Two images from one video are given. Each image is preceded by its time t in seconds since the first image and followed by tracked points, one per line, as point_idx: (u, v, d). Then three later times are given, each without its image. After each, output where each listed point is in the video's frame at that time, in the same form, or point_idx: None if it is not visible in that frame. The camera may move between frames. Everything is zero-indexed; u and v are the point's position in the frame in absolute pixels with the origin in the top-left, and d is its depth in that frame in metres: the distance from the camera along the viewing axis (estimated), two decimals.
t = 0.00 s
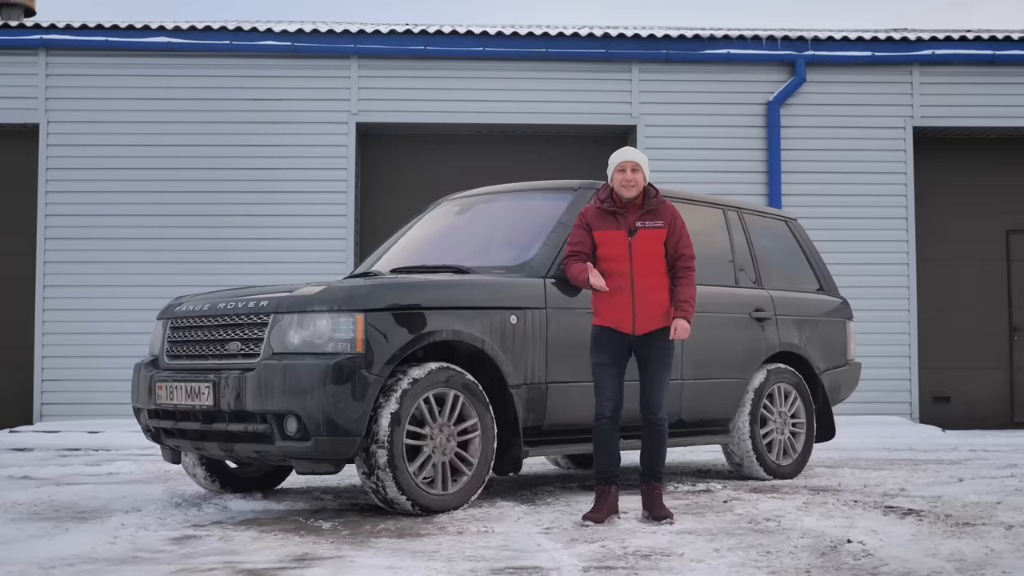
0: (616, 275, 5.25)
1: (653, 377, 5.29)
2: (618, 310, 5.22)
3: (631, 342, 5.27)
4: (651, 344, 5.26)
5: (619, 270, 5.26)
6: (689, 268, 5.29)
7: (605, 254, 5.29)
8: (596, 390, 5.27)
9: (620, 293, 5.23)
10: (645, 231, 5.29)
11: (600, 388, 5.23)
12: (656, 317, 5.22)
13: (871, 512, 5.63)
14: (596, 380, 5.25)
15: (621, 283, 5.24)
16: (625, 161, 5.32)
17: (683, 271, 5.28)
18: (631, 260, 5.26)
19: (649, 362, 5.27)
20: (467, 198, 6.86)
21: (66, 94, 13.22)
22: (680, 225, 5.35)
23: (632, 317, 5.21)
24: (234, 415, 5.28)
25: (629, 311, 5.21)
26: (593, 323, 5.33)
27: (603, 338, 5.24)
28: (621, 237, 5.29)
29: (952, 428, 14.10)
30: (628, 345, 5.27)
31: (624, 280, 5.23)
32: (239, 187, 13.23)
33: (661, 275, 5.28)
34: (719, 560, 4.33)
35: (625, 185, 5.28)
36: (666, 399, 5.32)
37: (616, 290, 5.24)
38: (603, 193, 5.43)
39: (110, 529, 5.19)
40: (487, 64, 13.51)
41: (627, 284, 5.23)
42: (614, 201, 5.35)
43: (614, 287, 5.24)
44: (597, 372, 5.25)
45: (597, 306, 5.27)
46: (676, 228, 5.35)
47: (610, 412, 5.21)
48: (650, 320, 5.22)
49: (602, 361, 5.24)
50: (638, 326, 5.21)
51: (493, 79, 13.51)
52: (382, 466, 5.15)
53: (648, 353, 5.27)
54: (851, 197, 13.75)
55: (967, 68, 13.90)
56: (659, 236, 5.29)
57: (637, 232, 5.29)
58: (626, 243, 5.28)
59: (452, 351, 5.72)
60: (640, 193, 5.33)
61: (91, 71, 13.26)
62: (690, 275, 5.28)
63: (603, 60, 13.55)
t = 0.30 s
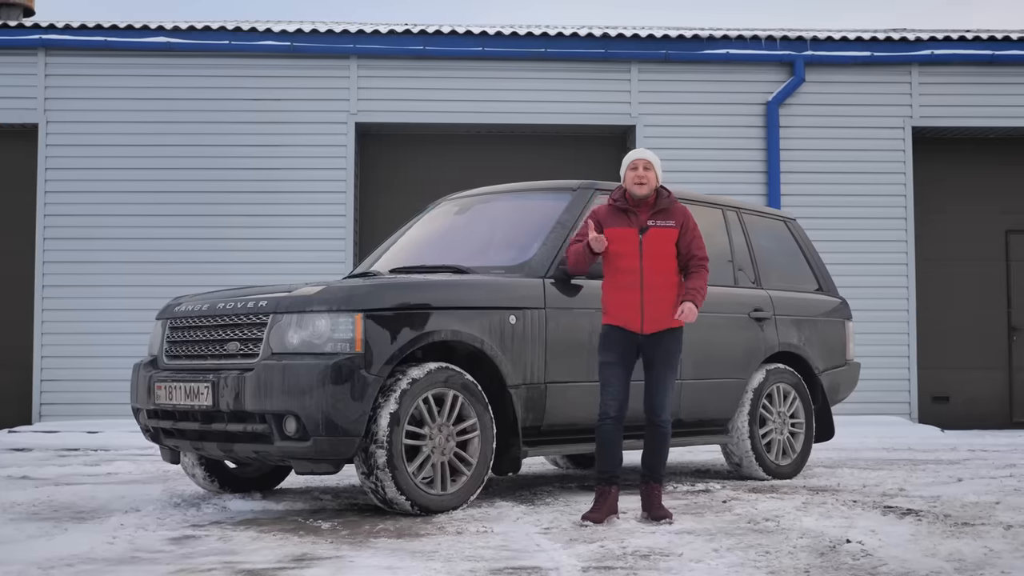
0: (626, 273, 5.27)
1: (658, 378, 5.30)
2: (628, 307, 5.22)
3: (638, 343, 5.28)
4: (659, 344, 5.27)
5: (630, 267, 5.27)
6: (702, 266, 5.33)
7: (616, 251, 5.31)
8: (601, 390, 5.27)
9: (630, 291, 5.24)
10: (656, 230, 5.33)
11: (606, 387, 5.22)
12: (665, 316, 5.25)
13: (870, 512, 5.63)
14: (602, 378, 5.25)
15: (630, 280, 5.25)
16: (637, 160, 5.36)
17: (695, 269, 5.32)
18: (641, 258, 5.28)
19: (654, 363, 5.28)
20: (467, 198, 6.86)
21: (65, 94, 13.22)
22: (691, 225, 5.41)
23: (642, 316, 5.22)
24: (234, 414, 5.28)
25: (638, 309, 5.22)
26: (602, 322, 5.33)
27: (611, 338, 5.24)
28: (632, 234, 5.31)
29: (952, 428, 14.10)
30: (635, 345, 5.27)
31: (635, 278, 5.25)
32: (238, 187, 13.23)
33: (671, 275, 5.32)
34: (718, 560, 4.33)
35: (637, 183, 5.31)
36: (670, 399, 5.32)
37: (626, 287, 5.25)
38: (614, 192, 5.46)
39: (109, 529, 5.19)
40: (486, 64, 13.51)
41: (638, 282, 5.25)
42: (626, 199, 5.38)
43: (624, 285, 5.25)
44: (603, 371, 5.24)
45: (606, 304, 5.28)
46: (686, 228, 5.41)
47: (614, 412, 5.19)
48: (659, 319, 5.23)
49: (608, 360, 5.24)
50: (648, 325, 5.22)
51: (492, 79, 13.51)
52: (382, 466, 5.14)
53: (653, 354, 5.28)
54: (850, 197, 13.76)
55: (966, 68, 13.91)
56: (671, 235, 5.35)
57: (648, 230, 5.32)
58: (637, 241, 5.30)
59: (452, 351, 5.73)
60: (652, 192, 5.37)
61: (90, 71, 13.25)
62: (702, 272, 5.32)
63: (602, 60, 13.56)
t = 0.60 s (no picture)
0: (633, 271, 5.27)
1: (661, 378, 5.31)
2: (634, 305, 5.24)
3: (644, 341, 5.29)
4: (664, 343, 5.27)
5: (637, 265, 5.27)
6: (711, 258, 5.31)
7: (624, 248, 5.31)
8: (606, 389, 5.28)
9: (637, 289, 5.25)
10: (664, 228, 5.31)
11: (610, 387, 5.24)
12: (671, 314, 5.25)
13: (869, 512, 5.63)
14: (607, 378, 5.27)
15: (637, 278, 5.26)
16: (646, 160, 5.34)
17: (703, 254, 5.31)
18: (649, 256, 5.28)
19: (659, 363, 5.29)
20: (466, 198, 6.86)
21: (63, 94, 13.21)
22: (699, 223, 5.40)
23: (648, 314, 5.23)
24: (232, 415, 5.28)
25: (645, 307, 5.23)
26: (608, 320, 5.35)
27: (617, 337, 5.26)
28: (640, 233, 5.30)
29: (951, 428, 14.11)
30: (641, 344, 5.29)
31: (642, 275, 5.25)
32: (237, 187, 13.23)
33: (679, 270, 5.32)
34: (717, 560, 4.33)
35: (645, 182, 5.29)
36: (673, 400, 5.32)
37: (633, 285, 5.26)
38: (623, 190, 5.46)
39: (109, 529, 5.19)
40: (486, 64, 13.51)
41: (645, 280, 5.25)
42: (635, 197, 5.37)
43: (631, 283, 5.26)
44: (607, 371, 5.26)
45: (612, 302, 5.29)
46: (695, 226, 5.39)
47: (618, 412, 5.20)
48: (666, 318, 5.24)
49: (613, 360, 5.26)
50: (654, 324, 5.23)
51: (492, 79, 13.50)
52: (381, 466, 5.14)
53: (658, 353, 5.29)
54: (850, 198, 13.76)
55: (965, 68, 13.91)
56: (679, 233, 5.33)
57: (656, 228, 5.31)
58: (645, 239, 5.29)
59: (451, 351, 5.73)
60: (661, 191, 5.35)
61: (89, 71, 13.25)
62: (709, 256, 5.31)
63: (602, 60, 13.56)
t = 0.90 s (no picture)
0: (635, 272, 5.27)
1: (663, 378, 5.31)
2: (636, 306, 5.24)
3: (646, 342, 5.29)
4: (666, 344, 5.27)
5: (638, 267, 5.27)
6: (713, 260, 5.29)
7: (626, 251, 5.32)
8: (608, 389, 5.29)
9: (638, 290, 5.25)
10: (667, 230, 5.32)
11: (611, 386, 5.24)
12: (672, 316, 5.25)
13: (869, 512, 5.64)
14: (609, 378, 5.27)
15: (639, 280, 5.26)
16: (650, 162, 5.37)
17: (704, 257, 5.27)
18: (651, 259, 5.28)
19: (660, 363, 5.29)
20: (466, 198, 6.86)
21: (62, 94, 13.21)
22: (702, 225, 5.39)
23: (649, 315, 5.24)
24: (232, 415, 5.28)
25: (646, 308, 5.24)
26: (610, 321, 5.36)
27: (618, 337, 5.27)
28: (643, 235, 5.31)
29: (950, 428, 14.11)
30: (643, 345, 5.29)
31: (644, 277, 5.26)
32: (237, 187, 13.23)
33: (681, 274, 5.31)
34: (717, 560, 4.33)
35: (649, 184, 5.32)
36: (674, 400, 5.33)
37: (634, 287, 5.26)
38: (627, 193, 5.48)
39: (108, 529, 5.19)
40: (486, 64, 13.51)
41: (647, 282, 5.25)
42: (638, 200, 5.39)
43: (632, 284, 5.27)
44: (609, 371, 5.27)
45: (614, 303, 5.31)
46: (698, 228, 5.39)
47: (619, 412, 5.20)
48: (668, 320, 5.24)
49: (615, 360, 5.27)
50: (656, 324, 5.24)
51: (491, 79, 13.50)
52: (381, 466, 5.14)
53: (660, 354, 5.29)
54: (849, 198, 13.77)
55: (965, 68, 13.91)
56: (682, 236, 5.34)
57: (659, 230, 5.32)
58: (648, 241, 5.30)
59: (451, 351, 5.73)
60: (664, 193, 5.37)
61: (88, 71, 13.25)
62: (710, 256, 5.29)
63: (601, 60, 13.56)
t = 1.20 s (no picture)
0: (635, 272, 5.28)
1: (663, 378, 5.31)
2: (636, 306, 5.24)
3: (646, 341, 5.29)
4: (666, 344, 5.27)
5: (639, 267, 5.28)
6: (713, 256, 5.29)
7: (626, 249, 5.33)
8: (608, 387, 5.29)
9: (638, 290, 5.25)
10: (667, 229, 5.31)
11: (612, 385, 5.24)
12: (673, 315, 5.25)
13: (869, 512, 5.63)
14: (609, 377, 5.27)
15: (639, 280, 5.26)
16: (651, 162, 5.36)
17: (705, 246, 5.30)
18: (651, 258, 5.28)
19: (660, 363, 5.29)
20: (465, 198, 6.86)
21: (61, 94, 13.21)
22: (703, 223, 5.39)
23: (650, 315, 5.23)
24: (231, 415, 5.28)
25: (646, 308, 5.24)
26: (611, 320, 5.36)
27: (618, 336, 5.27)
28: (643, 234, 5.31)
29: (950, 428, 14.11)
30: (643, 344, 5.29)
31: (644, 277, 5.26)
32: (236, 187, 13.22)
33: (680, 271, 5.31)
34: (716, 560, 4.33)
35: (650, 184, 5.32)
36: (674, 400, 5.33)
37: (635, 286, 5.26)
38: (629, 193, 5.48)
39: (107, 529, 5.19)
40: (485, 64, 13.51)
41: (647, 281, 5.25)
42: (639, 200, 5.39)
43: (633, 284, 5.27)
44: (609, 369, 5.27)
45: (614, 303, 5.31)
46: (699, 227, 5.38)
47: (619, 411, 5.20)
48: (668, 320, 5.24)
49: (615, 359, 5.26)
50: (656, 325, 5.23)
51: (490, 79, 13.50)
52: (379, 466, 5.14)
53: (660, 353, 5.29)
54: (848, 198, 13.77)
55: (964, 68, 13.91)
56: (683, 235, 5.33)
57: (659, 230, 5.31)
58: (648, 240, 5.30)
59: (450, 351, 5.73)
60: (666, 193, 5.36)
61: (87, 71, 13.25)
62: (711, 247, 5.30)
63: (600, 60, 13.56)
